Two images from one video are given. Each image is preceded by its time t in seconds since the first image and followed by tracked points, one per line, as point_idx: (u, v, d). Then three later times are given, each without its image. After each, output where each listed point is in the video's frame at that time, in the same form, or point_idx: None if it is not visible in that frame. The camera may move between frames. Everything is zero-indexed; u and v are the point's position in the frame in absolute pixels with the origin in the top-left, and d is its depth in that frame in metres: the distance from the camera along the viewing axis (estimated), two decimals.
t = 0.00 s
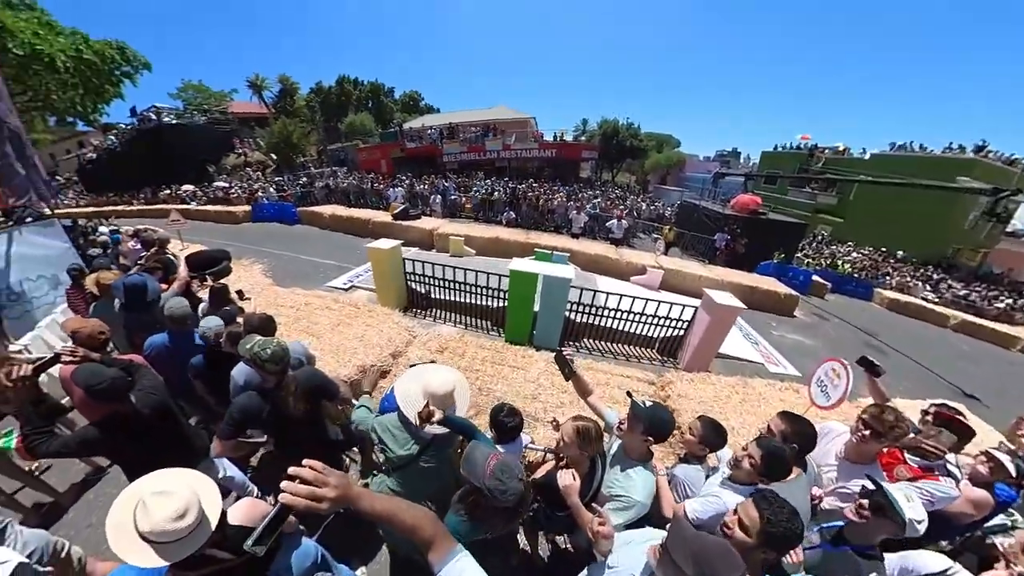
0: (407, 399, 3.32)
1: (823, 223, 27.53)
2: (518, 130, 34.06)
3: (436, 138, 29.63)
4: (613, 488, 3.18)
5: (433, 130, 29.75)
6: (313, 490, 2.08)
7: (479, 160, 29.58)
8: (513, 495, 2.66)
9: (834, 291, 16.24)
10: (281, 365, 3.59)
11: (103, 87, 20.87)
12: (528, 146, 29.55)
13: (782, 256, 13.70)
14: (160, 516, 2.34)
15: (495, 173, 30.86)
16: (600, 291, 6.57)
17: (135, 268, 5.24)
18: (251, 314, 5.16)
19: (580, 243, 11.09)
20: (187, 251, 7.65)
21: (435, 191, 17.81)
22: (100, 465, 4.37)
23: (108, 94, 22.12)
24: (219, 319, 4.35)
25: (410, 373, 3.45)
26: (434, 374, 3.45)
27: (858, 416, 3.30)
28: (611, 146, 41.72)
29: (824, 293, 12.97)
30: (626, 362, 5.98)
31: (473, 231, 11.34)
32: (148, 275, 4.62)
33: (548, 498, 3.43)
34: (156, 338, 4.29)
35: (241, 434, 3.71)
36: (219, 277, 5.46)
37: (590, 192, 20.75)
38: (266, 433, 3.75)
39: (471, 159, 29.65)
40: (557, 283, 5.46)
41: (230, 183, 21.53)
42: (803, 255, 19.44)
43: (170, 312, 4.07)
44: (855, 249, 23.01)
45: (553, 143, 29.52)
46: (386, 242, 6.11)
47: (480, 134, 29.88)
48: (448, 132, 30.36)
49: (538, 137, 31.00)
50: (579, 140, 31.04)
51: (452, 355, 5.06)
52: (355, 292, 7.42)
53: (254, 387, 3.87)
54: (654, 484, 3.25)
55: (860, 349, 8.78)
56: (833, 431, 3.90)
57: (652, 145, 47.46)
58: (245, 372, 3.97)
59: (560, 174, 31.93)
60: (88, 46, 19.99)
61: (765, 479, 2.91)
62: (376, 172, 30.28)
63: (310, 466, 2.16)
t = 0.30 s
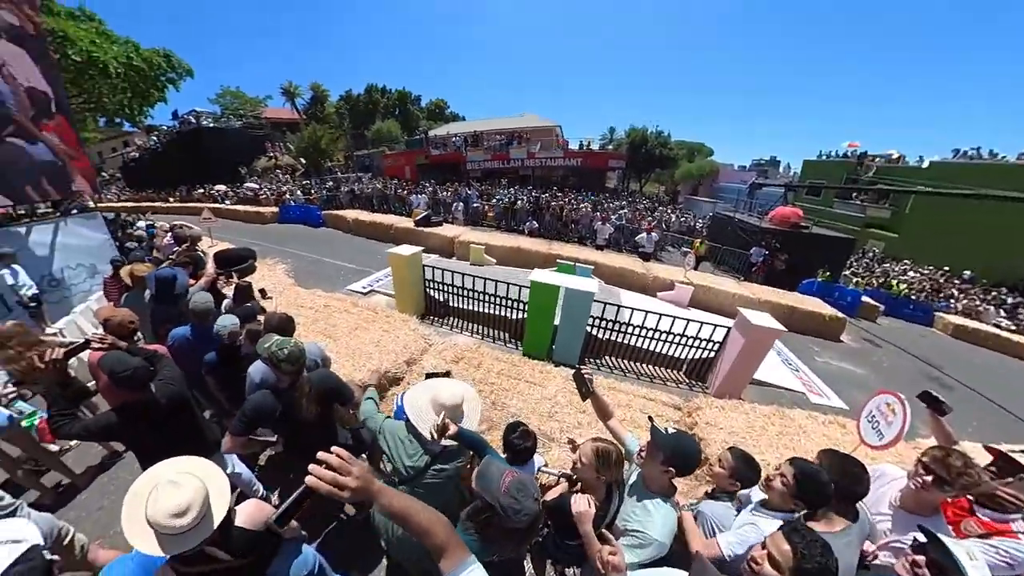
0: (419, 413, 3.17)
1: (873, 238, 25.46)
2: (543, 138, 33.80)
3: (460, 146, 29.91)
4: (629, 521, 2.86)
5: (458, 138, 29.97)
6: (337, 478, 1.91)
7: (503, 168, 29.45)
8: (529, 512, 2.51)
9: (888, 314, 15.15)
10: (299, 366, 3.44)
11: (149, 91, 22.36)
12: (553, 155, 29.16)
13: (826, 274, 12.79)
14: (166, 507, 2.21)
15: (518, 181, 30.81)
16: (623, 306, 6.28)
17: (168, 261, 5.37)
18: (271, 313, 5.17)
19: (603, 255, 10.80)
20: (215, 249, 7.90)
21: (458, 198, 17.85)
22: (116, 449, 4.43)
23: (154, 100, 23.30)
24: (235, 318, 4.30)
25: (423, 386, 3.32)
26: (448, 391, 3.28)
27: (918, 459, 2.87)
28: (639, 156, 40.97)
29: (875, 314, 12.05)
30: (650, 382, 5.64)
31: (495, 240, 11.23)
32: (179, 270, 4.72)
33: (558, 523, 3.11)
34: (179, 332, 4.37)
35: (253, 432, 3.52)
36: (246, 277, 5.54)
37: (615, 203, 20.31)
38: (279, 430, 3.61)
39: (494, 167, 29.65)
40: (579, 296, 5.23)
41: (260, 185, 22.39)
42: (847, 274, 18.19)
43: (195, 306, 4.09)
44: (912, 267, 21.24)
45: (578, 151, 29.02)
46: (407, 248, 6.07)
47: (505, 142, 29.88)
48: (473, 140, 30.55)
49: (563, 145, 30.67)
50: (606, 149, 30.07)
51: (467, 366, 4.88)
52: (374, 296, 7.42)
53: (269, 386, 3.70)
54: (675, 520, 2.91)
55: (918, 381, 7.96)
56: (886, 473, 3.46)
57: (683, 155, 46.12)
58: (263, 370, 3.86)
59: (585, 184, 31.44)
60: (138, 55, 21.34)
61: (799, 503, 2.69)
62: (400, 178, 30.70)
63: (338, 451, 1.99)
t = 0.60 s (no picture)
0: (425, 431, 2.93)
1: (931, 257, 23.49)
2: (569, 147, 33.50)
3: (484, 155, 30.01)
4: (640, 561, 2.53)
5: (483, 147, 30.13)
6: (374, 460, 2.16)
7: (527, 177, 29.18)
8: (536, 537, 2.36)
9: (956, 342, 14.02)
10: (314, 374, 3.13)
11: (191, 99, 23.62)
12: (580, 164, 28.74)
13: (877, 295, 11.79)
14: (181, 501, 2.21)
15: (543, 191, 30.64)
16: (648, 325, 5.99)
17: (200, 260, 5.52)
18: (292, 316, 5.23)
19: (628, 269, 10.47)
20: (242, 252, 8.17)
21: (482, 207, 17.89)
22: (136, 438, 4.56)
23: (196, 106, 24.63)
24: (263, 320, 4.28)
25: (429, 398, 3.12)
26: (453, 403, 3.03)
27: (979, 515, 2.50)
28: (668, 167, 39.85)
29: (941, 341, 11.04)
30: (675, 407, 5.31)
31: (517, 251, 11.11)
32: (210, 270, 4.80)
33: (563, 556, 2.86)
34: (203, 330, 4.35)
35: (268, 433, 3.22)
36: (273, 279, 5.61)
37: (642, 214, 19.75)
38: (292, 436, 3.32)
39: (518, 176, 29.49)
40: (601, 313, 5.02)
41: (291, 190, 23.23)
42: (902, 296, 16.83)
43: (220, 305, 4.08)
44: (981, 286, 19.24)
45: (604, 161, 28.44)
46: (427, 257, 6.05)
47: (530, 150, 29.77)
48: (498, 149, 30.63)
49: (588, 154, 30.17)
50: (631, 158, 29.81)
51: (482, 381, 4.73)
52: (392, 304, 7.43)
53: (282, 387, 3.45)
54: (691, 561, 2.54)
55: (986, 420, 7.12)
56: (940, 527, 3.02)
57: (715, 165, 44.53)
58: (280, 373, 3.54)
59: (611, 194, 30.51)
60: (183, 65, 22.69)
61: (829, 530, 2.46)
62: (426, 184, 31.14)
63: (379, 438, 2.21)
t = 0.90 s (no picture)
0: (436, 453, 2.69)
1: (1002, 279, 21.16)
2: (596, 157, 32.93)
3: (509, 165, 29.87)
4: None
5: (509, 158, 30.01)
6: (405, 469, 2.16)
7: (550, 187, 28.12)
8: None
9: None
10: (330, 386, 2.96)
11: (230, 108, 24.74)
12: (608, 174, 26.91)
13: (945, 320, 10.56)
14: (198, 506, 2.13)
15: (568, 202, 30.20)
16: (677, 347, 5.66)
17: (231, 264, 5.65)
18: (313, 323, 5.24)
19: (656, 285, 10.08)
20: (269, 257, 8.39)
21: (506, 217, 17.77)
22: (156, 433, 4.65)
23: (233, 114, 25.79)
24: (287, 325, 4.20)
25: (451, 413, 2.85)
26: (471, 424, 2.76)
27: None
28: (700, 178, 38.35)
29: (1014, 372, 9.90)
30: (703, 439, 4.94)
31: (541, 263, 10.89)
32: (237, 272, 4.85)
33: None
34: (223, 330, 4.31)
35: (281, 442, 3.07)
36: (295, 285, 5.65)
37: (670, 226, 19.05)
38: (305, 446, 3.16)
39: (543, 186, 28.49)
40: (625, 332, 4.75)
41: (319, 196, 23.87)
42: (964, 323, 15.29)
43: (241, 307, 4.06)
44: None
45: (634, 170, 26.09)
46: (449, 269, 5.99)
47: (555, 160, 29.27)
48: (523, 159, 30.44)
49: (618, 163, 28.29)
50: (664, 169, 27.24)
51: (498, 399, 4.55)
52: (412, 314, 7.40)
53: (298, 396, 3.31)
54: None
55: None
56: None
57: (751, 176, 42.55)
58: (298, 377, 3.39)
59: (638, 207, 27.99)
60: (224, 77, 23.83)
61: None
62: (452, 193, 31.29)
63: (410, 447, 2.22)
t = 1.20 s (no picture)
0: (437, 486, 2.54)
1: None
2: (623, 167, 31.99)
3: (534, 176, 29.47)
4: None
5: (533, 169, 29.65)
6: (421, 510, 2.08)
7: (576, 199, 27.31)
8: None
9: None
10: (332, 412, 2.96)
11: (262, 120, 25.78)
12: (637, 186, 25.16)
13: None
14: (194, 534, 2.06)
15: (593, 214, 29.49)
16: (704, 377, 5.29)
17: (253, 275, 5.79)
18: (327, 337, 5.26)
19: (686, 306, 9.59)
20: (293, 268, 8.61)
21: (529, 231, 17.53)
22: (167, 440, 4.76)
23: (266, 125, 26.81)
24: (302, 339, 4.22)
25: (459, 446, 2.70)
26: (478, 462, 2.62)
27: None
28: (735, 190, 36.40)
29: None
30: (733, 484, 4.54)
31: (562, 280, 10.62)
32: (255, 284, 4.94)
33: None
34: (240, 339, 4.40)
35: (284, 462, 3.06)
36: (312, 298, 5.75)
37: (702, 240, 18.18)
38: (308, 469, 3.14)
39: (567, 198, 27.75)
40: (648, 360, 4.46)
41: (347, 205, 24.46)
42: None
43: (255, 320, 4.10)
44: None
45: (666, 181, 24.43)
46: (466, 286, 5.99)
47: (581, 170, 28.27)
48: (548, 170, 30.03)
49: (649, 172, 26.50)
50: (697, 181, 25.64)
51: (508, 426, 4.36)
52: (429, 330, 7.36)
53: (304, 414, 3.26)
54: None
55: None
56: None
57: (794, 187, 39.91)
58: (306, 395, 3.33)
59: (670, 220, 25.99)
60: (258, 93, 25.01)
61: None
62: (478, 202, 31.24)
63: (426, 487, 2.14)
